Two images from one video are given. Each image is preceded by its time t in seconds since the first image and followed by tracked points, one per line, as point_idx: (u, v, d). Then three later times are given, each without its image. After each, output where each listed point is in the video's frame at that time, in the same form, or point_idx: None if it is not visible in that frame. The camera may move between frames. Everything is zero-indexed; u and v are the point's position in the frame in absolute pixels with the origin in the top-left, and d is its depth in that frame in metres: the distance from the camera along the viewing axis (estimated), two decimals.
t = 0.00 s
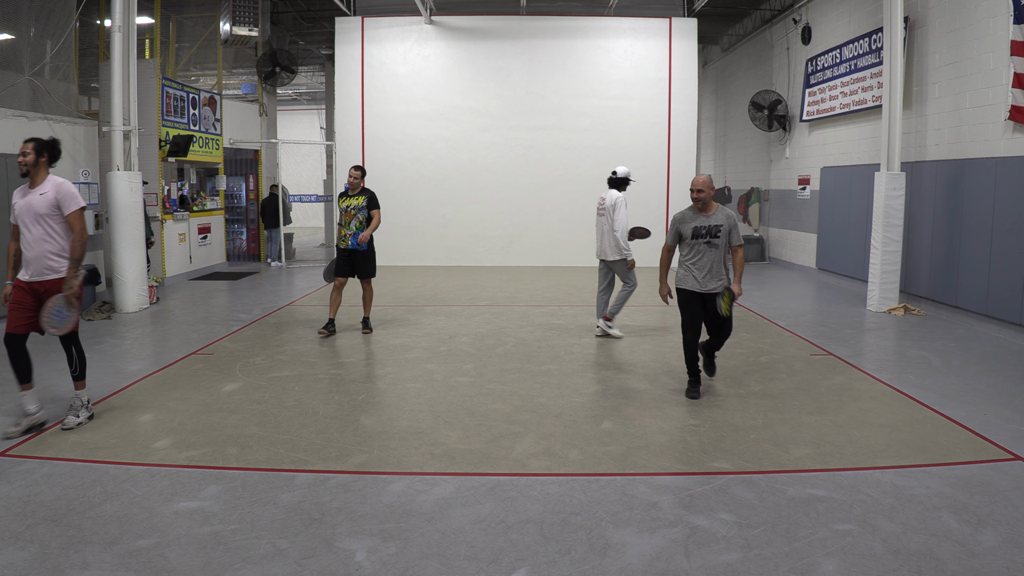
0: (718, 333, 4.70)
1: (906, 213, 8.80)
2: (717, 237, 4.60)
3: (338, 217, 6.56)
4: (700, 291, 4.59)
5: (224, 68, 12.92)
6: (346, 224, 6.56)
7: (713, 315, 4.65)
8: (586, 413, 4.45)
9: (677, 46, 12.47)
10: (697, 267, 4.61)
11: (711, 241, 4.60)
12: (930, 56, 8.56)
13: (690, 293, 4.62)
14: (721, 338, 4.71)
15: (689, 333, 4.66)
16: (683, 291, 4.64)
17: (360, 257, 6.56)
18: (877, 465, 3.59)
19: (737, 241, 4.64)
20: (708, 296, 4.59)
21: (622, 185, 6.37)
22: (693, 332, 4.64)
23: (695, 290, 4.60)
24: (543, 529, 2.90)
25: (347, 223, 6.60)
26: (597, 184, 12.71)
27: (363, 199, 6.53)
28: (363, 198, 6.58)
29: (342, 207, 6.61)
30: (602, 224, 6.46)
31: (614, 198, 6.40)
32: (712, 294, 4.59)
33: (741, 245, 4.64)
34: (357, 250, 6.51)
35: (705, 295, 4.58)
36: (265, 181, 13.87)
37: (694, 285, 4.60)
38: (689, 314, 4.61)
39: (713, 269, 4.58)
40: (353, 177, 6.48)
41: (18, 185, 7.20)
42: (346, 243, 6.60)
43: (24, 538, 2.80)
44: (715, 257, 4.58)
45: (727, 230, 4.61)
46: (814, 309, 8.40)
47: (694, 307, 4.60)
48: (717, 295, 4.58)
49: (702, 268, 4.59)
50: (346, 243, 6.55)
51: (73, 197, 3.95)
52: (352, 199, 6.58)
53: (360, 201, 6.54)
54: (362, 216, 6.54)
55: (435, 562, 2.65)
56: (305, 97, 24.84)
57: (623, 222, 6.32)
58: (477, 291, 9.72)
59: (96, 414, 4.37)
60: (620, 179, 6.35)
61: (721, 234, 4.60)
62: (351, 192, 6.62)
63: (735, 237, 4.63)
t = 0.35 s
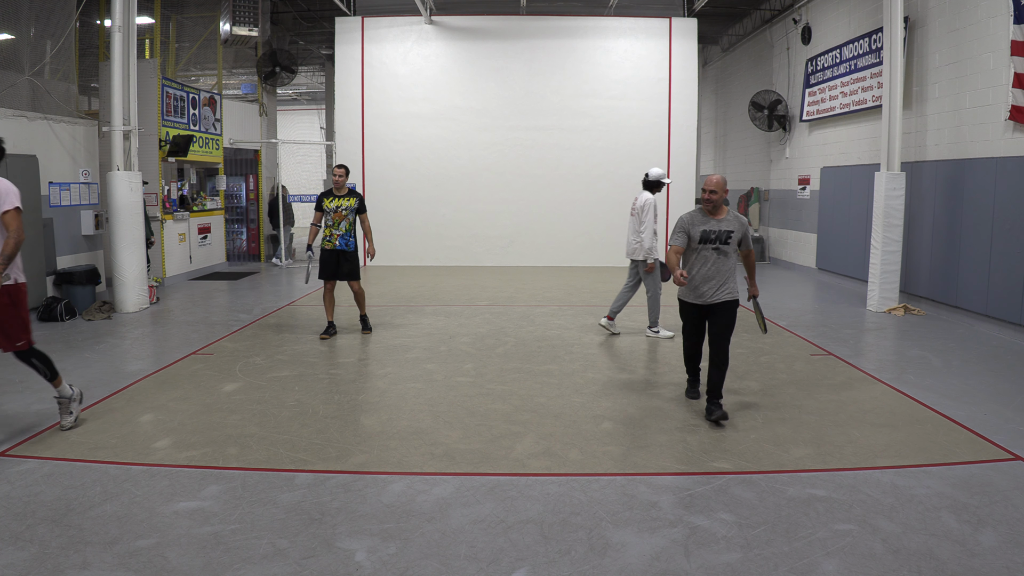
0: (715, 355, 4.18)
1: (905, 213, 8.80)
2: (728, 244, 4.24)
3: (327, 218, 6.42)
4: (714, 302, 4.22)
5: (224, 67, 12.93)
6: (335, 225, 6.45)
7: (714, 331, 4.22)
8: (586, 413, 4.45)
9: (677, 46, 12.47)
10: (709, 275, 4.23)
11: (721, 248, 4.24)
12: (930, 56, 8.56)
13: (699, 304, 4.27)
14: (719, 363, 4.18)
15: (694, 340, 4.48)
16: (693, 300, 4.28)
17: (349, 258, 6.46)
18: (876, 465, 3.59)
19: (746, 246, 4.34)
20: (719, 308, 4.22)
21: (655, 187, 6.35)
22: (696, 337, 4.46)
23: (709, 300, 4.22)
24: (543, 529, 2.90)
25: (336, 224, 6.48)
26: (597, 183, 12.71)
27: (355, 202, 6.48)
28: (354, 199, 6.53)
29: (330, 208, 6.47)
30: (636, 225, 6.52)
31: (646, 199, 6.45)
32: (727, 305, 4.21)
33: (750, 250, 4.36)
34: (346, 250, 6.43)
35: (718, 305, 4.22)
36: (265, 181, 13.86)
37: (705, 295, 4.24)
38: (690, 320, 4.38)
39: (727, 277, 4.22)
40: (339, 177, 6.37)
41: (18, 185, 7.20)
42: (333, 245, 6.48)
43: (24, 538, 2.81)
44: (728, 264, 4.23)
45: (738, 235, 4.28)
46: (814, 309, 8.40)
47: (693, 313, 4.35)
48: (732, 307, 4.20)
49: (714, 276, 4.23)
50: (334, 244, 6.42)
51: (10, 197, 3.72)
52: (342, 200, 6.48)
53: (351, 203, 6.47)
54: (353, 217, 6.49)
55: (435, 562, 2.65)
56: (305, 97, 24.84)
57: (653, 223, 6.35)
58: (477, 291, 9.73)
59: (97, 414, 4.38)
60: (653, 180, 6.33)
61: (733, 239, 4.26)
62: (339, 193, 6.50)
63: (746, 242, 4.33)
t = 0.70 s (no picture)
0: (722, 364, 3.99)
1: (905, 212, 8.80)
2: (746, 242, 3.84)
3: (324, 219, 6.31)
4: (728, 306, 3.83)
5: (224, 67, 12.83)
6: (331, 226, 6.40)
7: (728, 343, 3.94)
8: (586, 413, 4.45)
9: (677, 46, 12.47)
10: (722, 276, 3.86)
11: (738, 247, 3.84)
12: (930, 56, 8.56)
13: (710, 309, 3.86)
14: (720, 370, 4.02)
15: (700, 368, 3.92)
16: (703, 304, 3.88)
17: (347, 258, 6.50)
18: (876, 465, 3.59)
19: (767, 247, 3.93)
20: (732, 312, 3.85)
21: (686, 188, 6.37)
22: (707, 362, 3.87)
23: (720, 305, 3.84)
24: (543, 529, 2.90)
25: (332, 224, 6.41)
26: (597, 183, 12.71)
27: (349, 202, 6.45)
28: (347, 199, 6.48)
29: (325, 208, 6.39)
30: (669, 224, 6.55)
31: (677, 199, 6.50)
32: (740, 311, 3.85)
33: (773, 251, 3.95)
34: (344, 251, 6.45)
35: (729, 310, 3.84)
36: (265, 181, 13.85)
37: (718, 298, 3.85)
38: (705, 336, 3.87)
39: (742, 279, 3.85)
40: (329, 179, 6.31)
41: (18, 185, 7.19)
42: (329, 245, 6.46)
43: (24, 538, 2.81)
44: (744, 266, 3.85)
45: (759, 234, 3.87)
46: (814, 309, 8.40)
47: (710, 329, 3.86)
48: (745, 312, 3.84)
49: (727, 278, 3.85)
50: (332, 246, 6.40)
51: None
52: (336, 200, 6.41)
53: (346, 203, 6.44)
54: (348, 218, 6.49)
55: (435, 562, 2.65)
56: (306, 97, 24.85)
57: (685, 224, 6.35)
58: (477, 291, 9.72)
59: (97, 414, 4.38)
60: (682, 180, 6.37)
61: (752, 238, 3.85)
62: (331, 193, 6.43)
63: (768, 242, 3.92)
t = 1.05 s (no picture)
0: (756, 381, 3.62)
1: (905, 212, 8.79)
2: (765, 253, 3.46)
3: (320, 218, 6.36)
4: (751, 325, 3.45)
5: (224, 68, 12.81)
6: (327, 227, 6.38)
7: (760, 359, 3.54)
8: (586, 413, 4.45)
9: (677, 46, 12.47)
10: (742, 292, 3.47)
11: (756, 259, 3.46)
12: (930, 56, 8.56)
13: (730, 328, 3.47)
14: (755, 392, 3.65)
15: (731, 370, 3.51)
16: (720, 324, 3.49)
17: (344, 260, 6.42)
18: (876, 465, 3.59)
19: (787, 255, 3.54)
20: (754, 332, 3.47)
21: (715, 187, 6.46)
22: (734, 401, 3.48)
23: (742, 324, 3.46)
24: (543, 529, 2.90)
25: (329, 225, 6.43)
26: (597, 183, 12.71)
27: (347, 202, 6.44)
28: (346, 200, 6.49)
29: (323, 208, 6.45)
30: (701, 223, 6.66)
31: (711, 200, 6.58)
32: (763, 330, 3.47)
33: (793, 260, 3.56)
34: (339, 253, 6.38)
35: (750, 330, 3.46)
36: (265, 181, 13.79)
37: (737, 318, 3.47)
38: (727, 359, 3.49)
39: (762, 295, 3.47)
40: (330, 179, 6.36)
41: (18, 185, 7.19)
42: (325, 247, 6.42)
43: (24, 538, 2.80)
44: (764, 280, 3.47)
45: (778, 243, 3.49)
46: (814, 309, 8.39)
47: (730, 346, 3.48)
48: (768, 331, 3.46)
49: (745, 295, 3.47)
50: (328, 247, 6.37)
51: None
52: (334, 201, 6.44)
53: (343, 203, 6.44)
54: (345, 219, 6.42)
55: (435, 562, 2.65)
56: (306, 97, 24.85)
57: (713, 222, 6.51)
58: (477, 291, 9.72)
59: (97, 414, 4.38)
60: (711, 179, 6.47)
61: (770, 248, 3.47)
62: (330, 193, 6.48)
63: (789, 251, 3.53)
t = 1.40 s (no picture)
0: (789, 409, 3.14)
1: (905, 212, 8.79)
2: (794, 262, 3.16)
3: (317, 220, 6.31)
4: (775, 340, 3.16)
5: (224, 67, 12.80)
6: (325, 227, 6.37)
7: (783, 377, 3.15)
8: (586, 413, 4.45)
9: (677, 46, 12.47)
10: (767, 303, 3.18)
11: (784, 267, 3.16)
12: (930, 56, 8.56)
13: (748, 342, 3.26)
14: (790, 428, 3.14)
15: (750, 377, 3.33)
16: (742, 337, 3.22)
17: (342, 260, 6.45)
18: (877, 465, 3.59)
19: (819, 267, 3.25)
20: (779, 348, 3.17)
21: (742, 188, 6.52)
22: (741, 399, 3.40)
23: (765, 338, 3.17)
24: (543, 529, 2.90)
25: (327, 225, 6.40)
26: (597, 183, 12.71)
27: (344, 202, 6.38)
28: (343, 199, 6.41)
29: (319, 208, 6.37)
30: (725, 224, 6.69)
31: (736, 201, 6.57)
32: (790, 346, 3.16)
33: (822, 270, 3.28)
34: (338, 254, 6.39)
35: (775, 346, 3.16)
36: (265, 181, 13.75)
37: (761, 331, 3.18)
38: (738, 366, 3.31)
39: (790, 308, 3.17)
40: (328, 178, 6.27)
41: (18, 185, 7.19)
42: (324, 247, 6.43)
43: (24, 538, 2.80)
44: (792, 290, 3.17)
45: (809, 251, 3.19)
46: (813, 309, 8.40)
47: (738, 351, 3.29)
48: (798, 347, 3.14)
49: (771, 306, 3.18)
50: (327, 248, 6.38)
51: None
52: (331, 200, 6.37)
53: (341, 203, 6.38)
54: (343, 219, 6.40)
55: (435, 562, 2.65)
56: (305, 97, 24.85)
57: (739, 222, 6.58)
58: (476, 291, 9.73)
59: (97, 414, 4.38)
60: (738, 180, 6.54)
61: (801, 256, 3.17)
62: (328, 193, 6.39)
63: (819, 260, 3.25)
